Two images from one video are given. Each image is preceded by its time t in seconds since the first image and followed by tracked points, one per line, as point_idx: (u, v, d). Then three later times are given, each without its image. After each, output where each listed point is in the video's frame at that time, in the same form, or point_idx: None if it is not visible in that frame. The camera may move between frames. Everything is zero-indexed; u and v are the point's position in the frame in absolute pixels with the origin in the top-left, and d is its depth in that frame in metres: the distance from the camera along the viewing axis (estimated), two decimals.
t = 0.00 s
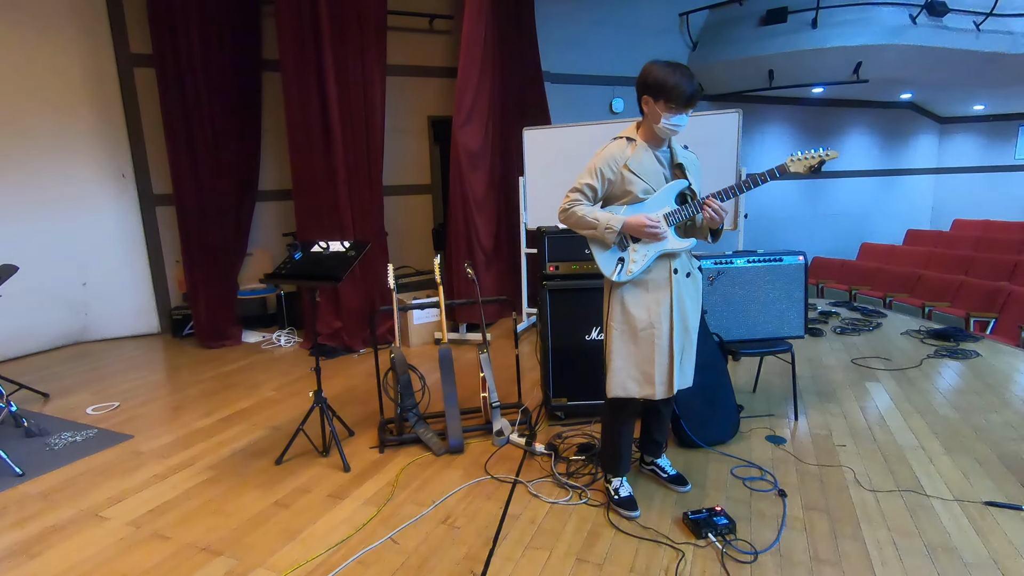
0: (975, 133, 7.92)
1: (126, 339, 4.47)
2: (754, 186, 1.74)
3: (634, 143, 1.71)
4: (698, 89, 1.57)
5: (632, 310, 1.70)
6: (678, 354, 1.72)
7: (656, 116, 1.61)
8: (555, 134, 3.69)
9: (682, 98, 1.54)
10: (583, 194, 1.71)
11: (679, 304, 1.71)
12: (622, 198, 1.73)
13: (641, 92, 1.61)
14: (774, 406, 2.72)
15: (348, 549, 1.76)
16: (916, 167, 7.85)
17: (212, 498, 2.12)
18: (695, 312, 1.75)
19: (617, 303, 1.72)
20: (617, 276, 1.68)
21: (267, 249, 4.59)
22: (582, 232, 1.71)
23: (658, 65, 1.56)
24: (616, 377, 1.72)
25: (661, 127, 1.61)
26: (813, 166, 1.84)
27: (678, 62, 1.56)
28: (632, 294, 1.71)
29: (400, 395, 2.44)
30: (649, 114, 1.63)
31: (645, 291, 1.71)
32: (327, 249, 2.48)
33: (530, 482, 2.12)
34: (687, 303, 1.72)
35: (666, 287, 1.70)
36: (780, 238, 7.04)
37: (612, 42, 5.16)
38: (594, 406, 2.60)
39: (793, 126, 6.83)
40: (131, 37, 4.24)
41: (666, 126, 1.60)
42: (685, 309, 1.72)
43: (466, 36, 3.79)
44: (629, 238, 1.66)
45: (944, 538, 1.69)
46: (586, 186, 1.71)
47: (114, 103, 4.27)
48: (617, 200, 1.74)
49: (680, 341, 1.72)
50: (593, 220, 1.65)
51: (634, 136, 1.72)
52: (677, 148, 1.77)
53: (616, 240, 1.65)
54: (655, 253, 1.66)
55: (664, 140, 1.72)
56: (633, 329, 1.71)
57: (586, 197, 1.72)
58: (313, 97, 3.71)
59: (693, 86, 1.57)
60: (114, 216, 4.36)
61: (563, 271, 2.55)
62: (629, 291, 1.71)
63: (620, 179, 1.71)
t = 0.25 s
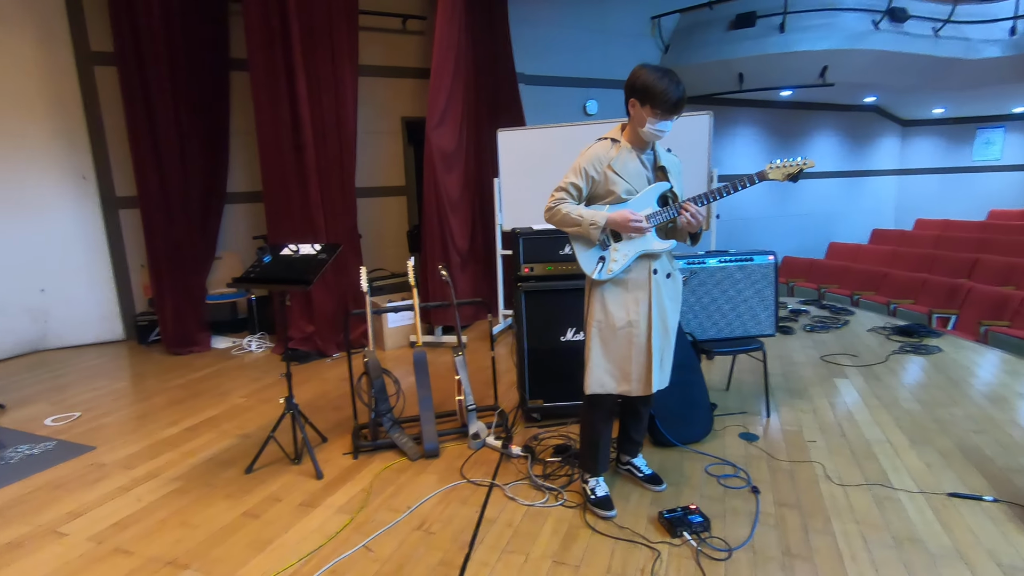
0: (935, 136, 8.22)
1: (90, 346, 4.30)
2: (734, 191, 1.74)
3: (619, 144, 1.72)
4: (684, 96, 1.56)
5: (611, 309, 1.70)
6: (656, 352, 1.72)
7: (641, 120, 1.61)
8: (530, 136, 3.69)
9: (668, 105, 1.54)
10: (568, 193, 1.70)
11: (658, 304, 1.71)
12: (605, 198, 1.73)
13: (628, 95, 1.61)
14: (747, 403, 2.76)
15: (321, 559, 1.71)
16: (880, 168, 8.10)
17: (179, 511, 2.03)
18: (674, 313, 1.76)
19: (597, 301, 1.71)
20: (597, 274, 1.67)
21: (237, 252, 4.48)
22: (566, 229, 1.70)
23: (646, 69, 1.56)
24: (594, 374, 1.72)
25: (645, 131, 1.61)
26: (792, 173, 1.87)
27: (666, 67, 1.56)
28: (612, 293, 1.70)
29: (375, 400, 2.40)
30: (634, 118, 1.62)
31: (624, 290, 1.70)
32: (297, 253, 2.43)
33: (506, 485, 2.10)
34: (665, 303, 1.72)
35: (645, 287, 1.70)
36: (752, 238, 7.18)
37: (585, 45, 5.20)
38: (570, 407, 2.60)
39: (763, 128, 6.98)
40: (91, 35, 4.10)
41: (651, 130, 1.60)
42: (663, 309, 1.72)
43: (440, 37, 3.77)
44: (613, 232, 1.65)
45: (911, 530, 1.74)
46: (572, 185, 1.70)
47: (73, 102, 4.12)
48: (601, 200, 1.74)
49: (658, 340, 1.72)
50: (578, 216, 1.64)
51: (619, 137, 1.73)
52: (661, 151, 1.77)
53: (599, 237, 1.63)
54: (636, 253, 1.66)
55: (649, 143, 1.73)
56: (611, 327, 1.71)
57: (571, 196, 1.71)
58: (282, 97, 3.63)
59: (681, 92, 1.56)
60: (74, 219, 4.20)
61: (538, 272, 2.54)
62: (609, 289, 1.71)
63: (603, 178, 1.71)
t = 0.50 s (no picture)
0: (901, 142, 8.48)
1: (54, 350, 4.16)
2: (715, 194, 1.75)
3: (603, 146, 1.73)
4: (667, 99, 1.57)
5: (592, 308, 1.71)
6: (634, 352, 1.73)
7: (625, 123, 1.62)
8: (509, 137, 3.69)
9: (651, 108, 1.55)
10: (552, 192, 1.70)
11: (638, 304, 1.72)
12: (588, 198, 1.73)
13: (613, 98, 1.62)
14: (722, 402, 2.81)
15: (296, 564, 1.68)
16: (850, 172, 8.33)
17: (147, 517, 1.98)
18: (654, 314, 1.76)
19: (578, 300, 1.72)
20: (578, 274, 1.68)
21: (210, 253, 4.39)
22: (550, 228, 1.70)
23: (631, 72, 1.57)
24: (573, 370, 1.74)
25: (629, 134, 1.62)
26: (771, 179, 1.91)
27: (651, 71, 1.57)
28: (593, 292, 1.71)
29: (352, 402, 2.37)
30: (618, 120, 1.63)
31: (605, 290, 1.71)
32: (272, 253, 2.39)
33: (485, 486, 2.09)
34: (645, 303, 1.72)
35: (626, 287, 1.71)
36: (727, 239, 7.31)
37: (564, 47, 5.23)
38: (549, 407, 2.60)
39: (738, 132, 7.11)
40: (57, 26, 3.96)
41: (635, 132, 1.61)
42: (643, 310, 1.73)
43: (419, 37, 3.75)
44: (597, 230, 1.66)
45: (880, 524, 1.78)
46: (556, 185, 1.70)
47: (36, 96, 3.97)
48: (584, 200, 1.74)
49: (637, 341, 1.73)
50: (561, 215, 1.65)
51: (603, 139, 1.74)
52: (643, 154, 1.78)
53: (581, 235, 1.65)
54: (617, 253, 1.67)
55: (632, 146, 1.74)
56: (591, 326, 1.72)
57: (555, 196, 1.71)
58: (257, 95, 3.57)
59: (664, 95, 1.57)
60: (37, 218, 4.06)
61: (518, 272, 2.55)
62: (590, 289, 1.71)
63: (586, 179, 1.72)
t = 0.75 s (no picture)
0: (885, 143, 8.60)
1: (36, 352, 4.08)
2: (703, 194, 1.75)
3: (591, 146, 1.74)
4: (655, 100, 1.57)
5: (581, 308, 1.71)
6: (622, 352, 1.74)
7: (613, 125, 1.62)
8: (498, 138, 3.69)
9: (639, 110, 1.55)
10: (541, 192, 1.71)
11: (626, 304, 1.73)
12: (577, 198, 1.74)
13: (601, 100, 1.62)
14: (711, 401, 2.83)
15: (285, 567, 1.66)
16: (835, 173, 8.43)
17: (133, 521, 1.95)
18: (643, 313, 1.77)
19: (567, 299, 1.72)
20: (566, 274, 1.68)
21: (196, 253, 4.33)
22: (539, 228, 1.70)
23: (619, 74, 1.57)
24: (562, 370, 1.74)
25: (617, 135, 1.63)
26: (759, 178, 1.92)
27: (639, 73, 1.57)
28: (581, 291, 1.71)
29: (340, 403, 2.35)
30: (606, 122, 1.64)
31: (593, 289, 1.72)
32: (259, 253, 2.36)
33: (474, 487, 2.09)
34: (634, 303, 1.73)
35: (614, 286, 1.72)
36: (715, 239, 7.36)
37: (552, 47, 5.24)
38: (538, 408, 2.60)
39: (726, 133, 7.17)
40: (37, 22, 3.89)
41: (623, 134, 1.62)
42: (632, 309, 1.74)
43: (407, 37, 3.73)
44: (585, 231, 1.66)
45: (866, 520, 1.80)
46: (544, 185, 1.70)
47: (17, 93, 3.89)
48: (573, 200, 1.75)
49: (625, 340, 1.74)
50: (550, 216, 1.65)
51: (591, 140, 1.75)
52: (632, 153, 1.79)
53: (570, 236, 1.65)
54: (605, 252, 1.67)
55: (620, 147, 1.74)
56: (580, 326, 1.73)
57: (543, 196, 1.71)
58: (243, 94, 3.53)
59: (652, 96, 1.57)
60: (17, 218, 3.98)
61: (507, 273, 2.55)
62: (578, 288, 1.71)
63: (575, 179, 1.72)
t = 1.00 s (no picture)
0: (873, 150, 8.72)
1: (21, 353, 4.02)
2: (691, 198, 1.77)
3: (577, 150, 1.74)
4: (642, 103, 1.59)
5: (569, 312, 1.72)
6: (611, 355, 1.74)
7: (600, 129, 1.63)
8: (491, 140, 3.70)
9: (625, 114, 1.57)
10: (528, 197, 1.71)
11: (615, 307, 1.73)
12: (564, 202, 1.75)
13: (587, 106, 1.64)
14: (702, 404, 2.84)
15: (275, 570, 1.65)
16: (824, 179, 8.53)
17: (120, 524, 1.92)
18: (632, 316, 1.78)
19: (555, 304, 1.73)
20: (554, 278, 1.69)
21: (186, 254, 4.30)
22: (526, 232, 1.69)
23: (605, 77, 1.58)
24: (551, 376, 1.73)
25: (605, 139, 1.64)
26: (745, 181, 1.90)
27: (625, 76, 1.58)
28: (569, 296, 1.72)
29: (331, 405, 2.33)
30: (593, 126, 1.65)
31: (581, 293, 1.72)
32: (250, 254, 2.35)
33: (466, 489, 2.08)
34: (622, 306, 1.74)
35: (602, 290, 1.72)
36: (706, 243, 7.41)
37: (546, 51, 5.26)
38: (530, 410, 2.60)
39: (717, 138, 7.23)
40: (26, 20, 3.85)
41: (610, 138, 1.64)
42: (621, 313, 1.75)
43: (401, 39, 3.74)
44: (572, 236, 1.67)
45: (854, 522, 1.82)
46: (532, 189, 1.71)
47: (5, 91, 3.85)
48: (560, 204, 1.75)
49: (614, 344, 1.75)
50: (537, 220, 1.65)
51: (577, 144, 1.75)
52: (619, 157, 1.80)
53: (557, 240, 1.65)
54: (592, 256, 1.68)
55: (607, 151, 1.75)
56: (568, 331, 1.73)
57: (531, 200, 1.72)
58: (235, 94, 3.51)
59: (639, 100, 1.59)
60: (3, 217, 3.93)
61: (500, 275, 2.55)
62: (566, 292, 1.72)
63: (562, 183, 1.73)
